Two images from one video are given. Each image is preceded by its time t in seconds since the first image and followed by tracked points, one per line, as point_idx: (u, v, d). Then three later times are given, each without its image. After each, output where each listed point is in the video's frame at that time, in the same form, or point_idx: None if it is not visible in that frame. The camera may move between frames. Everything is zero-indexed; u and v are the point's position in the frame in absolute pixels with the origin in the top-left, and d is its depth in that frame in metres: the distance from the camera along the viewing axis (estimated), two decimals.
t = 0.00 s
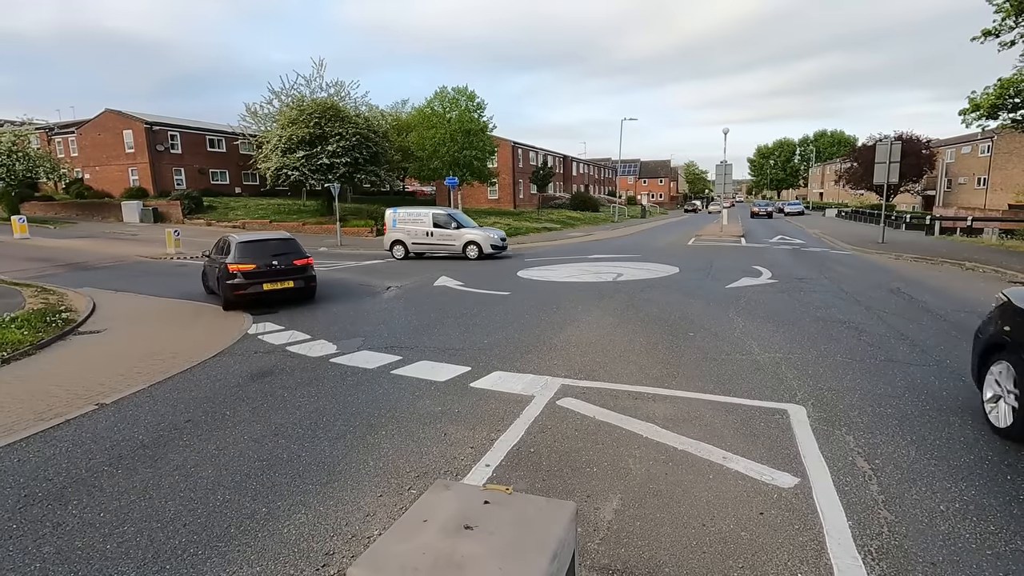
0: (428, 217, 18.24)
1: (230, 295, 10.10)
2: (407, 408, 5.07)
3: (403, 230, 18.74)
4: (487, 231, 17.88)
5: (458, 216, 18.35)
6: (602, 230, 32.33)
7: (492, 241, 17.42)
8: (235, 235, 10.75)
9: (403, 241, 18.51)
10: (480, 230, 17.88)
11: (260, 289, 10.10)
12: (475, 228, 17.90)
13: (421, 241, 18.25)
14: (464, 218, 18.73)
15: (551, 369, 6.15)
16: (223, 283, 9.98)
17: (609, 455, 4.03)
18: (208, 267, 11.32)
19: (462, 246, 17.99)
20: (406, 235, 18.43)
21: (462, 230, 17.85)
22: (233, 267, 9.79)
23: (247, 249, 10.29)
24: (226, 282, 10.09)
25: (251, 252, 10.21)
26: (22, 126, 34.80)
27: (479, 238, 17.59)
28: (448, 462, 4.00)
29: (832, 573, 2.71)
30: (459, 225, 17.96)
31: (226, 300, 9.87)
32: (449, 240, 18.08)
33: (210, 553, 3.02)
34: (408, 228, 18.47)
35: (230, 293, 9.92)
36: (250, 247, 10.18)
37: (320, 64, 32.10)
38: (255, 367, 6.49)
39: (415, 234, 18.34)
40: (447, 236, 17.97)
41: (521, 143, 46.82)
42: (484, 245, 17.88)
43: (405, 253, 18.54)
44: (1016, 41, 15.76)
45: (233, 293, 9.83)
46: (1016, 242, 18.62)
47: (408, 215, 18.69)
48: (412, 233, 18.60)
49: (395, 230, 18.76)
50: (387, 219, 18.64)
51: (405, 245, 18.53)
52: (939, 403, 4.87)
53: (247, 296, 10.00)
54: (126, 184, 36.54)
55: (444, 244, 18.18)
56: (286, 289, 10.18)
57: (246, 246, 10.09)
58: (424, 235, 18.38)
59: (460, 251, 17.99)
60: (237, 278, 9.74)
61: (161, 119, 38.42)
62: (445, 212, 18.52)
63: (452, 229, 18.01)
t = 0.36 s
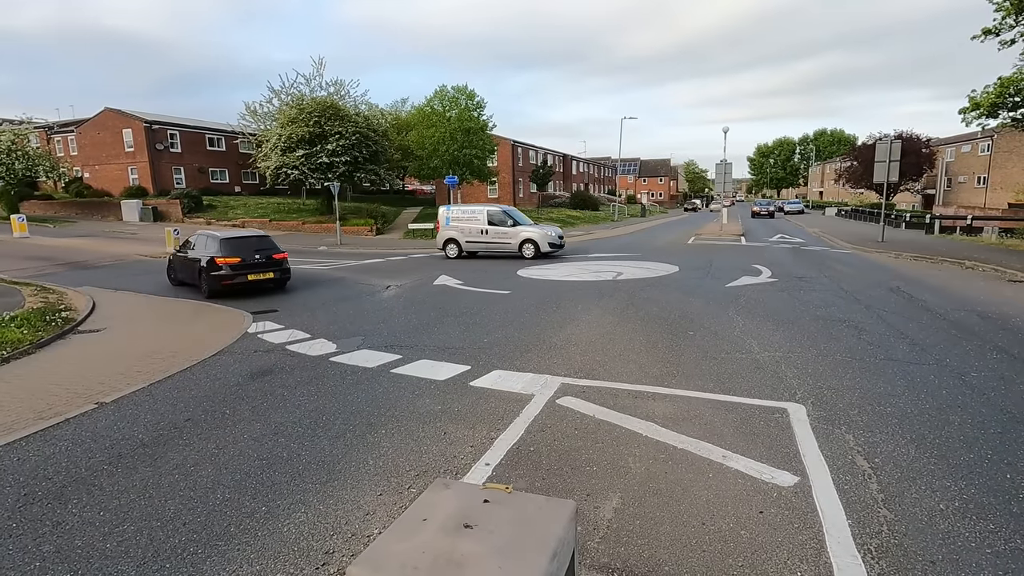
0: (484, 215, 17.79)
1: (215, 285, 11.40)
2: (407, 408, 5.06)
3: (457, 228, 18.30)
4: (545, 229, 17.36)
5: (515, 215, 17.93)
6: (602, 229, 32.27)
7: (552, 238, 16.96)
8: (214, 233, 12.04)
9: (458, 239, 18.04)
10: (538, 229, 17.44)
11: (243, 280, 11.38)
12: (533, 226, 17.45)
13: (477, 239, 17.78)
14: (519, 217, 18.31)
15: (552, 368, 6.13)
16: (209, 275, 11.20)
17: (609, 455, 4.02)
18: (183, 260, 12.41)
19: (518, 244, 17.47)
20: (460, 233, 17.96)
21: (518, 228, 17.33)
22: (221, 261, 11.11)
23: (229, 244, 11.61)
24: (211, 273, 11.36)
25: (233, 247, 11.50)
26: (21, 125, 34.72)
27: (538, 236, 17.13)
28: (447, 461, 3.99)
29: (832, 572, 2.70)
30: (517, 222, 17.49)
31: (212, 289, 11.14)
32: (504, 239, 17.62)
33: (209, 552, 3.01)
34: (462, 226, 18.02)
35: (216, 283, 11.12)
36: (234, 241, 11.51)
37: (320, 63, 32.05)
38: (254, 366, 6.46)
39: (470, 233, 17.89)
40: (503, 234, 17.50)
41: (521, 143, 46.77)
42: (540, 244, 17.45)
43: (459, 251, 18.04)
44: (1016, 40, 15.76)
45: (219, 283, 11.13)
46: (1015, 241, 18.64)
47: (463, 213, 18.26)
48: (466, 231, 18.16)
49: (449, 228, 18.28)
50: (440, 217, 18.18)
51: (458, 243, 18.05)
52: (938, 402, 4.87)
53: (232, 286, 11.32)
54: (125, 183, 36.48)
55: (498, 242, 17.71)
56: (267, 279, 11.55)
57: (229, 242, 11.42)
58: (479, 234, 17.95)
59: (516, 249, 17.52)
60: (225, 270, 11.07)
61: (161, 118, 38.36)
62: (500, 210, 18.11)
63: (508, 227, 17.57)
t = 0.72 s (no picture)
0: (539, 213, 17.05)
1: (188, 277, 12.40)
2: (407, 407, 5.05)
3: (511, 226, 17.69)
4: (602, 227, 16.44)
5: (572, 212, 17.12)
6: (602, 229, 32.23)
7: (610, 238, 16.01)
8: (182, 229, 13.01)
9: (511, 237, 17.46)
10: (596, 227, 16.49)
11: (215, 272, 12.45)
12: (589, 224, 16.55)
13: (531, 238, 17.12)
14: (576, 215, 17.43)
15: (551, 368, 6.12)
16: (182, 268, 12.18)
17: (609, 454, 4.01)
18: (148, 256, 13.27)
19: (575, 244, 16.65)
20: (513, 231, 17.32)
21: (574, 227, 16.50)
22: (195, 255, 12.16)
23: (199, 240, 12.61)
24: (183, 266, 12.33)
25: (205, 242, 12.53)
26: (20, 124, 34.65)
27: (595, 234, 16.20)
28: (447, 461, 3.99)
29: (831, 572, 2.70)
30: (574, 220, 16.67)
31: (185, 281, 12.14)
32: (560, 237, 16.83)
33: (208, 552, 3.01)
34: (517, 224, 17.36)
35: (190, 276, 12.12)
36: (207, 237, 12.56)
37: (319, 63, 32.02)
38: (253, 366, 6.44)
39: (524, 231, 17.26)
40: (559, 233, 16.73)
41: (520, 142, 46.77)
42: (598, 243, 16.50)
43: (511, 250, 17.48)
44: (1015, 40, 15.77)
45: (193, 275, 12.16)
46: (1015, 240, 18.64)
47: (517, 211, 17.61)
48: (520, 229, 17.52)
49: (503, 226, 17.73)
50: (495, 215, 17.69)
51: (512, 242, 17.46)
52: (938, 401, 4.86)
53: (204, 278, 12.35)
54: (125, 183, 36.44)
55: (553, 241, 16.93)
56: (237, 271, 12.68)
57: (202, 237, 12.47)
58: (533, 232, 17.25)
59: (572, 249, 16.70)
60: (200, 263, 12.13)
61: (160, 117, 38.30)
62: (557, 207, 17.30)
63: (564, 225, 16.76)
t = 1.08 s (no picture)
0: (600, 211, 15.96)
1: (149, 270, 13.53)
2: (407, 407, 5.05)
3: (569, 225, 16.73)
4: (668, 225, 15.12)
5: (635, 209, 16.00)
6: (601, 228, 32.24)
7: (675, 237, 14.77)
8: (142, 228, 14.12)
9: (569, 236, 16.51)
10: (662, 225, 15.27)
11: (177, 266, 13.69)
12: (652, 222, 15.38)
13: (590, 237, 16.12)
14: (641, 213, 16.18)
15: (551, 368, 6.11)
16: (147, 262, 13.35)
17: (609, 455, 4.01)
18: (105, 253, 14.27)
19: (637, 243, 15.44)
20: (572, 230, 16.36)
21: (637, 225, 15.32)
22: (158, 250, 13.34)
23: (160, 237, 13.79)
24: (146, 261, 13.47)
25: (166, 239, 13.73)
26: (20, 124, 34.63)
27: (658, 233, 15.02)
28: (447, 460, 3.98)
29: (831, 571, 2.70)
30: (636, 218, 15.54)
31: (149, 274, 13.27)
32: (620, 236, 15.76)
33: (207, 551, 3.01)
34: (575, 222, 16.37)
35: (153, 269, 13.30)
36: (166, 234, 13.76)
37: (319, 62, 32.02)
38: (253, 366, 6.44)
39: (584, 230, 16.26)
40: (620, 232, 15.66)
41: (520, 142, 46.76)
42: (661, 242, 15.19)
43: (571, 250, 16.57)
44: (1015, 40, 15.76)
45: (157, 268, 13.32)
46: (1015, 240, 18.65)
47: (576, 208, 16.60)
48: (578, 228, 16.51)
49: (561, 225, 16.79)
50: (553, 213, 16.80)
51: (570, 242, 16.49)
52: (938, 400, 4.87)
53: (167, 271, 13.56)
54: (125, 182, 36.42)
55: (614, 240, 15.88)
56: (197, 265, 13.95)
57: (163, 234, 13.64)
58: (592, 231, 16.24)
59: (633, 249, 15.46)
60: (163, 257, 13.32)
61: (160, 117, 38.27)
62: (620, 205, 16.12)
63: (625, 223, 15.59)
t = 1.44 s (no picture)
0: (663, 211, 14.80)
1: (109, 266, 14.34)
2: (407, 407, 5.06)
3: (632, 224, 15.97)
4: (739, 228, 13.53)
5: (703, 210, 14.56)
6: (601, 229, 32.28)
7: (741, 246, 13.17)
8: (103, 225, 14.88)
9: (631, 236, 15.80)
10: (731, 231, 13.60)
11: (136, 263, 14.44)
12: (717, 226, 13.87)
13: (651, 238, 15.25)
14: (712, 213, 14.61)
15: (551, 368, 6.12)
16: (106, 259, 14.10)
17: (609, 455, 4.01)
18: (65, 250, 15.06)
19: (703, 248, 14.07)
20: (633, 231, 15.50)
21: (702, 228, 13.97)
22: (117, 247, 14.10)
23: (119, 235, 14.56)
24: (107, 258, 14.22)
25: (125, 237, 14.51)
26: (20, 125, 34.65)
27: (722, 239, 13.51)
28: (446, 461, 3.99)
29: (831, 573, 2.70)
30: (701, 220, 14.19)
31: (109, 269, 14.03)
32: (682, 240, 14.50)
33: (207, 552, 3.01)
34: (636, 221, 15.54)
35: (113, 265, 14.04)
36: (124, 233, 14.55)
37: (320, 63, 32.07)
38: (254, 366, 6.45)
39: (646, 231, 15.38)
40: (681, 235, 14.47)
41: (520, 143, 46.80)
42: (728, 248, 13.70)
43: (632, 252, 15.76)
44: (1016, 41, 15.77)
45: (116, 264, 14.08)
46: (1015, 241, 18.66)
47: (640, 207, 15.72)
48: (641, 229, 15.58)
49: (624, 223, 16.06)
50: (615, 212, 16.00)
51: (630, 243, 15.68)
52: (938, 402, 4.87)
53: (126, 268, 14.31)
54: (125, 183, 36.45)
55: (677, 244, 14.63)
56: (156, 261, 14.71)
57: (122, 232, 14.39)
58: (654, 232, 15.16)
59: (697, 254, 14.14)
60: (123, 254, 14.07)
61: (160, 117, 38.30)
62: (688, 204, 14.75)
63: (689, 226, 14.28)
